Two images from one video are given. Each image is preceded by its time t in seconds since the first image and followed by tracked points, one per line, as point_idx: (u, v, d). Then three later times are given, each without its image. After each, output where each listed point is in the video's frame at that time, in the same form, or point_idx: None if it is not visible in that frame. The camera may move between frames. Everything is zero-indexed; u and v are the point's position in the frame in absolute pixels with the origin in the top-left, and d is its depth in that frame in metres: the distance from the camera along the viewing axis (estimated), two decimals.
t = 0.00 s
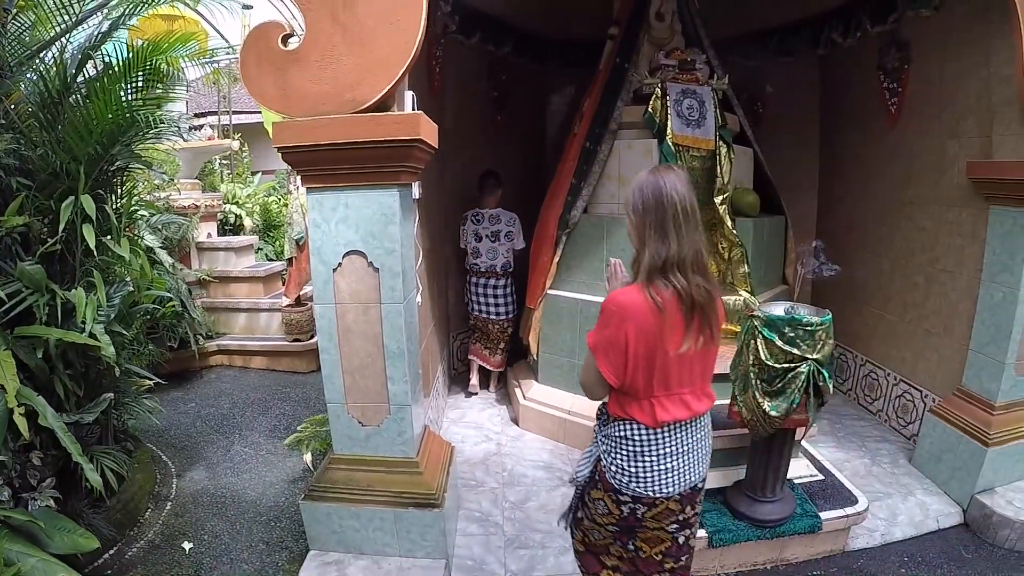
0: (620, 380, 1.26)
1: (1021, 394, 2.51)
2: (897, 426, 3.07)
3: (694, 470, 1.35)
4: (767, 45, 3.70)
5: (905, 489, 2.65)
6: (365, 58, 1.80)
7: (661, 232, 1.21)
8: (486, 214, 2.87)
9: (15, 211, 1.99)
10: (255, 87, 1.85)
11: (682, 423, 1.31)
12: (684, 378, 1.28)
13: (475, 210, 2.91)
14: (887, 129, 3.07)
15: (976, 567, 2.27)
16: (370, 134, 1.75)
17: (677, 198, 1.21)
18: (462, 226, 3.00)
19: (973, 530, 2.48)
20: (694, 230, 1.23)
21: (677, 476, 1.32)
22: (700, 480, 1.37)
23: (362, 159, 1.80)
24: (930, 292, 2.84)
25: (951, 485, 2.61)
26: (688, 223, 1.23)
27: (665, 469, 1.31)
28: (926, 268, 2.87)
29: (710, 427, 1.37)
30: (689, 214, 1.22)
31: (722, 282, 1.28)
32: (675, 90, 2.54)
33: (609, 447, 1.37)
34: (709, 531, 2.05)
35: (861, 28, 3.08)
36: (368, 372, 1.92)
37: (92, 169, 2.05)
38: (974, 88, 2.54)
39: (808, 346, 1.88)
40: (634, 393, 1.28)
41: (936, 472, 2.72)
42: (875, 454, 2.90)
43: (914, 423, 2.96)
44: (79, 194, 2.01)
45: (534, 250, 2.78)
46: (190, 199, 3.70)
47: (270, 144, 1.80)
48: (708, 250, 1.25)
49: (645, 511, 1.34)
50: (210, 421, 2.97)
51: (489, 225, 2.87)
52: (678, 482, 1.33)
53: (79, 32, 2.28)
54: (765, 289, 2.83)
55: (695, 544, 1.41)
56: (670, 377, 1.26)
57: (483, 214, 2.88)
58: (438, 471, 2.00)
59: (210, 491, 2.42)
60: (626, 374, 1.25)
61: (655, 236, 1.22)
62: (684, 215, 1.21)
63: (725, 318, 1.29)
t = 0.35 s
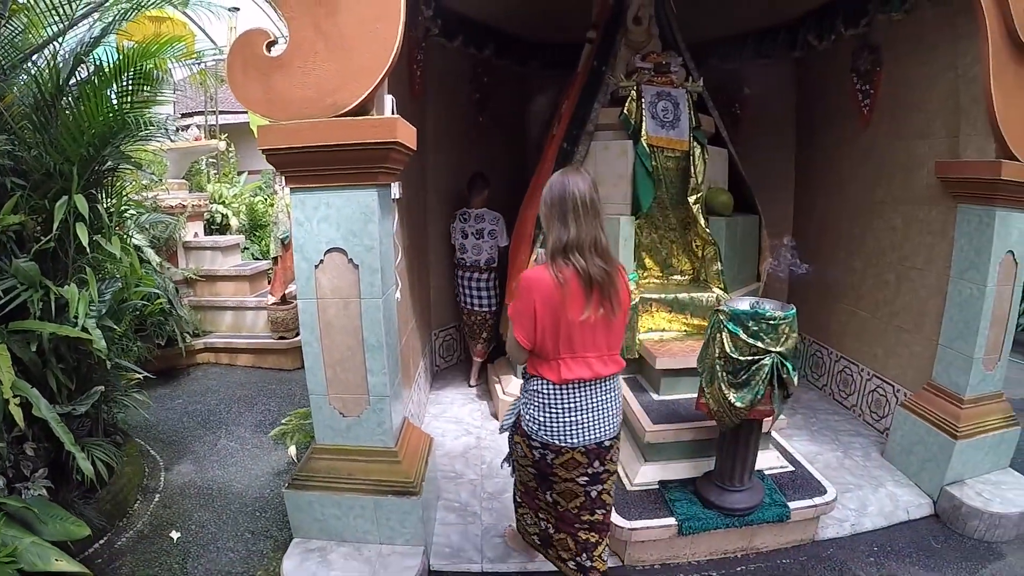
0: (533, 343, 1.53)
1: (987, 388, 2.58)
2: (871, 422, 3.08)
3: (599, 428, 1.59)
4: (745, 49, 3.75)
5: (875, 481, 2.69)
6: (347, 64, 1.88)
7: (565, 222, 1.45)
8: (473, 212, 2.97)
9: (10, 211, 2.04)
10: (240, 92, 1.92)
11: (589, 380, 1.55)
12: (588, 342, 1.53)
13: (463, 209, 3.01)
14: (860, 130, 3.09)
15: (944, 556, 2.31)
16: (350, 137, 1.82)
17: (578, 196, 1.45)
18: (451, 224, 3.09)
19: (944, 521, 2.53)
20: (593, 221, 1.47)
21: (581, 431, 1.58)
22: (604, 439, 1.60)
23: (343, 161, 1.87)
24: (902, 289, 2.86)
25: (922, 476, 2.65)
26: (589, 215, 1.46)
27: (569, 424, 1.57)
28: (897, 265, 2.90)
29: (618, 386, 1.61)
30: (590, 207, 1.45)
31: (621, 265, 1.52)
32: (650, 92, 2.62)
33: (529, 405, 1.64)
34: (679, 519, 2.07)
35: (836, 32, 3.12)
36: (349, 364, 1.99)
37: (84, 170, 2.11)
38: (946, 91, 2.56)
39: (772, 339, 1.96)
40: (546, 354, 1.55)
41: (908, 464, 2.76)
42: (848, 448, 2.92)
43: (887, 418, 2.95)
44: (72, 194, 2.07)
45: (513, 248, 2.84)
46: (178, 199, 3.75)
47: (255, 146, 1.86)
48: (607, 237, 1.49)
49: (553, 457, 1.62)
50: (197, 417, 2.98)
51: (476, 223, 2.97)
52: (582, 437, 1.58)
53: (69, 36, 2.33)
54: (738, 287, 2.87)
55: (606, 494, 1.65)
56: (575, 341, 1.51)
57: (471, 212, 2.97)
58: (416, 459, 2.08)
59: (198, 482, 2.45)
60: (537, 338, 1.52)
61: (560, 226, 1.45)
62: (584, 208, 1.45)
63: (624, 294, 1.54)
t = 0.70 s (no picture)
0: (457, 309, 1.78)
1: (955, 379, 2.64)
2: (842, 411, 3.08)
3: (519, 383, 1.78)
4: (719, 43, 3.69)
5: (846, 470, 2.73)
6: (315, 70, 1.93)
7: (481, 208, 1.71)
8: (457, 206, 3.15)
9: None
10: (213, 98, 1.97)
11: (504, 345, 1.77)
12: (503, 310, 1.76)
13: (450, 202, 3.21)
14: (831, 125, 3.09)
15: (912, 544, 2.37)
16: (319, 141, 1.87)
17: (495, 188, 1.70)
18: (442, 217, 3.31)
19: (913, 509, 2.58)
20: (508, 208, 1.71)
21: (504, 386, 1.77)
22: (525, 393, 1.80)
23: (313, 164, 1.92)
24: (872, 281, 2.88)
25: (891, 466, 2.70)
26: (504, 203, 1.70)
27: (492, 379, 1.77)
28: (866, 259, 2.92)
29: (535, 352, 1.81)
30: (505, 196, 1.69)
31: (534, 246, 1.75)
32: (621, 89, 2.67)
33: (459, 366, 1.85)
34: (648, 507, 2.14)
35: (809, 28, 3.11)
36: (323, 360, 2.05)
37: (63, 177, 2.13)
38: (914, 86, 2.59)
39: (735, 331, 2.02)
40: (467, 321, 1.79)
41: (878, 452, 2.80)
42: (820, 437, 2.95)
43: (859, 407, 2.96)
44: (53, 202, 2.09)
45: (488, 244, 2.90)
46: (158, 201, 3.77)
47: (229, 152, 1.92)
48: (522, 223, 1.72)
49: (480, 409, 1.81)
50: (183, 417, 3.00)
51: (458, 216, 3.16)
52: (503, 391, 1.78)
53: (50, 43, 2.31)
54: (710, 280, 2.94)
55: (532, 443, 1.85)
56: (490, 309, 1.75)
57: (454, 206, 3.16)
58: (392, 452, 2.15)
59: (183, 481, 2.46)
60: (458, 306, 1.78)
61: (478, 211, 1.71)
62: (499, 197, 1.69)
63: (536, 271, 1.77)
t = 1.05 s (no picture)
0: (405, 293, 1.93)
1: (929, 375, 2.64)
2: (817, 407, 3.08)
3: (463, 355, 1.89)
4: (699, 40, 3.62)
5: (818, 467, 2.72)
6: (284, 72, 1.96)
7: (424, 204, 1.80)
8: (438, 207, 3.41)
9: None
10: (187, 102, 2.00)
11: (441, 326, 1.88)
12: (442, 296, 1.87)
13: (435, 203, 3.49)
14: (806, 121, 3.09)
15: (883, 541, 2.37)
16: (286, 141, 1.91)
17: (436, 184, 1.79)
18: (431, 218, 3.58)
19: (886, 506, 2.57)
20: (448, 204, 1.79)
21: (448, 360, 1.89)
22: (470, 364, 1.91)
23: (281, 163, 1.96)
24: (845, 277, 2.88)
25: (864, 463, 2.70)
26: (445, 199, 1.79)
27: (435, 355, 1.89)
28: (840, 255, 2.91)
29: (472, 335, 1.90)
30: (443, 193, 1.77)
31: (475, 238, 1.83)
32: (593, 87, 2.70)
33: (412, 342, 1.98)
34: (613, 502, 2.16)
35: (783, 24, 3.09)
36: (293, 354, 2.09)
37: (44, 176, 2.14)
38: (886, 82, 2.60)
39: (697, 328, 2.02)
40: (412, 302, 1.93)
41: (850, 449, 2.79)
42: (794, 433, 2.95)
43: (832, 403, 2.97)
44: (34, 201, 2.10)
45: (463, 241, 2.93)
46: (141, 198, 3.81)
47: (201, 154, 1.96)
48: (461, 217, 1.80)
49: (429, 381, 1.92)
50: (164, 411, 3.06)
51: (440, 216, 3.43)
52: (448, 362, 1.89)
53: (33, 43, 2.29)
54: (684, 276, 2.96)
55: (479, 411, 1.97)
56: (430, 293, 1.87)
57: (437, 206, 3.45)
58: (361, 444, 2.19)
59: (162, 472, 2.52)
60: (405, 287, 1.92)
61: (420, 205, 1.81)
62: (440, 194, 1.78)
63: (474, 261, 1.85)
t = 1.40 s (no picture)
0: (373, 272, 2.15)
1: (903, 393, 2.59)
2: (793, 419, 3.07)
3: (420, 329, 2.12)
4: (692, 45, 3.63)
5: (786, 479, 2.71)
6: (265, 70, 2.01)
7: (390, 194, 2.01)
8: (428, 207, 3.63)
9: None
10: (172, 98, 2.06)
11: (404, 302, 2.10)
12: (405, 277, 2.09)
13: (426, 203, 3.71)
14: (792, 128, 3.08)
15: (846, 558, 2.34)
16: (263, 137, 1.97)
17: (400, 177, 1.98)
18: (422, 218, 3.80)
19: (852, 523, 2.54)
20: (411, 195, 2.00)
21: (408, 333, 2.12)
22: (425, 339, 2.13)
23: (258, 158, 2.01)
24: (824, 288, 2.88)
25: (833, 478, 2.67)
26: (408, 192, 2.00)
27: (396, 327, 2.12)
28: (821, 267, 2.90)
29: (432, 312, 2.12)
30: (407, 186, 1.97)
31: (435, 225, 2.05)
32: (576, 90, 2.73)
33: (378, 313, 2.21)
34: (571, 502, 2.19)
35: (772, 30, 3.10)
36: (265, 342, 2.16)
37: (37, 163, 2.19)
38: (870, 91, 2.59)
39: (658, 333, 2.02)
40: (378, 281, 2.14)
41: (821, 462, 2.77)
42: (766, 443, 2.94)
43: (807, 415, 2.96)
44: (26, 186, 2.15)
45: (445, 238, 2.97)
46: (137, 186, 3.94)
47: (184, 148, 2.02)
48: (423, 207, 2.01)
49: (389, 349, 2.15)
50: (147, 393, 3.16)
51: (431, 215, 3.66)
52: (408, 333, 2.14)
53: (32, 33, 2.34)
54: (662, 282, 2.98)
55: (432, 383, 2.17)
56: (394, 274, 2.09)
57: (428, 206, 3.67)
58: (328, 432, 2.26)
59: (140, 451, 2.62)
60: (373, 267, 2.13)
61: (387, 196, 2.02)
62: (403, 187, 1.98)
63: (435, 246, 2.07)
